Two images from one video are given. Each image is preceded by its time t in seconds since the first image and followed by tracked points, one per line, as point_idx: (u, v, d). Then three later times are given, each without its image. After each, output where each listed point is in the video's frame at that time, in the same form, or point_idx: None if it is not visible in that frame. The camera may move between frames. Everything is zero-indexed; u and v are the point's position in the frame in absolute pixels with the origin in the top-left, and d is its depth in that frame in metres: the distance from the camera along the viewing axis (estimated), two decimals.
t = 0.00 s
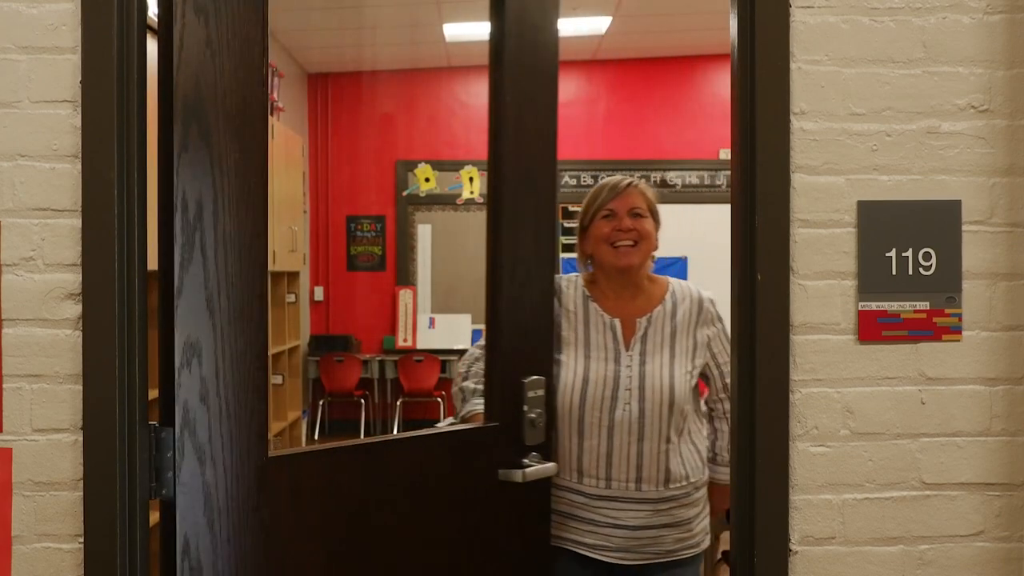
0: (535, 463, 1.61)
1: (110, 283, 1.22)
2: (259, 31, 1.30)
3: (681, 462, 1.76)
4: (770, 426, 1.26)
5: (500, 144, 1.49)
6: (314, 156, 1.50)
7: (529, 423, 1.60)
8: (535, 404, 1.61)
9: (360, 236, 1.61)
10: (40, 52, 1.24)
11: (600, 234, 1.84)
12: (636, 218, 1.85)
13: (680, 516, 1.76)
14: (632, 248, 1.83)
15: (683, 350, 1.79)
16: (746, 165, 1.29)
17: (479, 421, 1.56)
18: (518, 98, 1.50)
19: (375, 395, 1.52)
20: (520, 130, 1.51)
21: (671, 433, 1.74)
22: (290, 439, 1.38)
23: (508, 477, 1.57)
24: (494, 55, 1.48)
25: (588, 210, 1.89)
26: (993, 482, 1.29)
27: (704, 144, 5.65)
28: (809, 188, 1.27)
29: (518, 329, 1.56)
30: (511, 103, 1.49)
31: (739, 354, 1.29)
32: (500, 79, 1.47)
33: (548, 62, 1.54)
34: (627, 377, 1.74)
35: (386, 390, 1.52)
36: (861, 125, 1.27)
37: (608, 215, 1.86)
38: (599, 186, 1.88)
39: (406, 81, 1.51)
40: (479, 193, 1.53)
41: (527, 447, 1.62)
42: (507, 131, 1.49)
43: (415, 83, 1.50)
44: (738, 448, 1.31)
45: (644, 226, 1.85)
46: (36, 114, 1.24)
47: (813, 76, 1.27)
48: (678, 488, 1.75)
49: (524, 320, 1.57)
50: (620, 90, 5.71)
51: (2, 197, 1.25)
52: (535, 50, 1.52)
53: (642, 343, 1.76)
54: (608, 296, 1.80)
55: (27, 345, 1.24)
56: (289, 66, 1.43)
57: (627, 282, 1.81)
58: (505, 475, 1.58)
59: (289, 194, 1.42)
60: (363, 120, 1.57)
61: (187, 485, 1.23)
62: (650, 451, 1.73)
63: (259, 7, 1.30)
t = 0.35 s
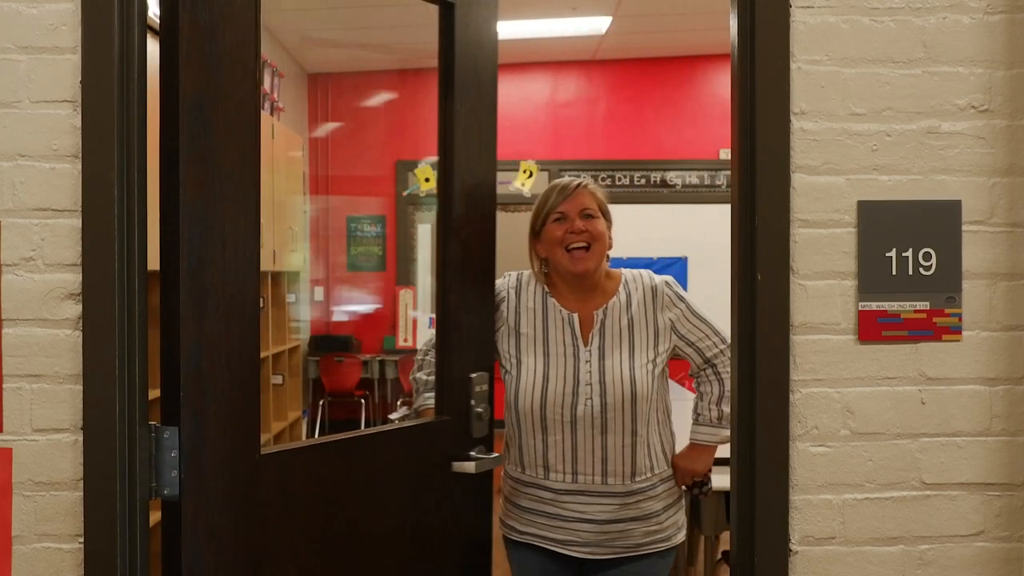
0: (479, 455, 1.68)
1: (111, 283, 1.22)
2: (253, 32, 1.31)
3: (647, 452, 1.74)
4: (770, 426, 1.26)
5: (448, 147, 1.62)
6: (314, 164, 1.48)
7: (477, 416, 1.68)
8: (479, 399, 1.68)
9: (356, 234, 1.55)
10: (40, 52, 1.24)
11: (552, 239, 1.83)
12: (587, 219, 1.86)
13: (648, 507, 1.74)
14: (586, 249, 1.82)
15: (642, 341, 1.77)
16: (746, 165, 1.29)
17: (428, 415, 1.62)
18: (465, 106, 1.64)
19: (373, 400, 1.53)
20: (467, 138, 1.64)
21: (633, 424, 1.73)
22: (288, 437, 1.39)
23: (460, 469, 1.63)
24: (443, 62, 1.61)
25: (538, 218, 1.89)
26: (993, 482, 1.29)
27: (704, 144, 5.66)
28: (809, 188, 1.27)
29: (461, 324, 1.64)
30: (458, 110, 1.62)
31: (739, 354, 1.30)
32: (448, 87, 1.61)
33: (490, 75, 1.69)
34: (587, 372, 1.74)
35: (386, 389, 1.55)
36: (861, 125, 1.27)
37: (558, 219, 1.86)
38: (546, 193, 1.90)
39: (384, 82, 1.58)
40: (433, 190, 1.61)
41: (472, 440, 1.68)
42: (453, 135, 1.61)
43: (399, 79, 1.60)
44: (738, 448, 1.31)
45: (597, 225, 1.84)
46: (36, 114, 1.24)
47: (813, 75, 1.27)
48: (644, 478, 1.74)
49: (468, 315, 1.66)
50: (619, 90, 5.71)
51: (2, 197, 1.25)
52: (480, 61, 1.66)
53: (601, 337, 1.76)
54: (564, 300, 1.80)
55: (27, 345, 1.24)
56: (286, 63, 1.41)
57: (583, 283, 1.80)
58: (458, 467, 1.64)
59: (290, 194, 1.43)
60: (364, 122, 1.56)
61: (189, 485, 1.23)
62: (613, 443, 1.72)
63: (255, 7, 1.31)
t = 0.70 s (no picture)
0: (450, 453, 1.66)
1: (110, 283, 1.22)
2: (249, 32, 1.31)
3: (633, 458, 1.66)
4: (770, 425, 1.26)
5: (417, 147, 1.59)
6: (314, 165, 1.48)
7: (445, 413, 1.66)
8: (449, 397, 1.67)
9: (357, 233, 1.55)
10: (40, 52, 1.24)
11: (548, 245, 1.77)
12: (583, 224, 1.80)
13: (631, 516, 1.66)
14: (581, 254, 1.76)
15: (634, 345, 1.69)
16: (746, 164, 1.29)
17: (395, 414, 1.58)
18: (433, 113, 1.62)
19: (371, 397, 1.55)
20: (434, 138, 1.62)
21: (618, 427, 1.65)
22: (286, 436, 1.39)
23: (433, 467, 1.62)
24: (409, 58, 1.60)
25: (534, 222, 1.83)
26: (993, 482, 1.29)
27: (704, 143, 5.65)
28: (809, 188, 1.27)
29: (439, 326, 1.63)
30: (428, 117, 1.61)
31: (738, 353, 1.30)
32: (418, 94, 1.60)
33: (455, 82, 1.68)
34: (574, 370, 1.68)
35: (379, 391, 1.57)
36: (861, 125, 1.27)
37: (553, 224, 1.80)
38: (542, 196, 1.85)
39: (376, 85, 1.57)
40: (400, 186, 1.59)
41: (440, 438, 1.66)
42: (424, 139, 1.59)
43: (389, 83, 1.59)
44: (737, 447, 1.31)
45: (593, 231, 1.79)
46: (36, 114, 1.24)
47: (813, 76, 1.27)
48: (627, 486, 1.66)
49: (439, 315, 1.64)
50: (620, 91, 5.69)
51: (3, 197, 1.25)
52: (448, 73, 1.66)
53: (591, 337, 1.70)
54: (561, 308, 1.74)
55: (27, 345, 1.25)
56: (287, 64, 1.42)
57: (579, 290, 1.74)
58: (430, 464, 1.62)
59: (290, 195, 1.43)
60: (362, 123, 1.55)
61: (190, 484, 1.23)
62: (596, 446, 1.65)
63: (251, 10, 1.32)
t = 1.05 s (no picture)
0: (442, 453, 1.65)
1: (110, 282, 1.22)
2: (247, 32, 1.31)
3: (631, 460, 1.65)
4: (771, 425, 1.27)
5: (409, 147, 1.59)
6: (314, 168, 1.48)
7: (437, 413, 1.65)
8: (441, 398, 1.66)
9: (357, 233, 1.54)
10: (40, 52, 1.24)
11: (534, 251, 1.76)
12: (567, 227, 1.78)
13: (633, 519, 1.65)
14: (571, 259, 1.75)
15: (629, 346, 1.69)
16: (746, 164, 1.29)
17: (390, 414, 1.58)
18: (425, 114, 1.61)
19: (365, 397, 1.55)
20: (428, 139, 1.62)
21: (616, 429, 1.64)
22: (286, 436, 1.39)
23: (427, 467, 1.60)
24: (404, 57, 1.59)
25: (516, 230, 1.81)
26: (993, 482, 1.29)
27: (704, 143, 5.65)
28: (809, 188, 1.27)
29: (430, 327, 1.63)
30: (419, 118, 1.60)
31: (737, 353, 1.30)
32: (409, 95, 1.59)
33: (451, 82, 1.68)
34: (569, 372, 1.67)
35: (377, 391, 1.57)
36: (861, 125, 1.27)
37: (537, 230, 1.79)
38: (521, 204, 1.83)
39: (374, 85, 1.56)
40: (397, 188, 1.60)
41: (434, 438, 1.66)
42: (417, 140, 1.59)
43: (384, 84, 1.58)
44: (737, 447, 1.31)
45: (577, 232, 1.77)
46: (36, 114, 1.24)
47: (813, 76, 1.27)
48: (628, 488, 1.65)
49: (429, 318, 1.63)
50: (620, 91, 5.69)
51: (2, 197, 1.25)
52: (440, 74, 1.66)
53: (585, 338, 1.69)
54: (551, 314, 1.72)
55: (27, 345, 1.25)
56: (287, 65, 1.42)
57: (569, 294, 1.73)
58: (424, 463, 1.60)
59: (287, 196, 1.43)
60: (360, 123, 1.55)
61: (190, 484, 1.23)
62: (594, 448, 1.64)
63: (251, 10, 1.32)
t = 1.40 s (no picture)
0: (444, 453, 1.65)
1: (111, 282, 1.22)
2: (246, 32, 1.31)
3: (623, 462, 1.64)
4: (771, 425, 1.27)
5: (410, 146, 1.59)
6: (315, 169, 1.48)
7: (439, 413, 1.65)
8: (443, 398, 1.66)
9: (358, 234, 1.48)
10: (40, 53, 1.24)
11: (540, 247, 1.76)
12: (575, 226, 1.78)
13: (622, 522, 1.65)
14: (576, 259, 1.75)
15: (627, 348, 1.68)
16: (746, 164, 1.29)
17: (390, 415, 1.58)
18: (426, 113, 1.61)
19: (368, 398, 1.55)
20: (429, 139, 1.62)
21: (609, 430, 1.63)
22: (286, 436, 1.39)
23: (427, 467, 1.61)
24: (405, 57, 1.59)
25: (525, 223, 1.81)
26: (993, 482, 1.29)
27: (704, 143, 5.65)
28: (809, 188, 1.27)
29: (432, 328, 1.63)
30: (421, 117, 1.60)
31: (737, 353, 1.30)
32: (410, 95, 1.59)
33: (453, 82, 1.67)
34: (566, 372, 1.66)
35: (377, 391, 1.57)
36: (861, 125, 1.27)
37: (545, 225, 1.78)
38: (533, 198, 1.82)
39: (374, 83, 1.56)
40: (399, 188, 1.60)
41: (435, 437, 1.66)
42: (418, 139, 1.59)
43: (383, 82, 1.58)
44: (737, 447, 1.31)
45: (585, 232, 1.77)
46: (36, 114, 1.24)
47: (813, 76, 1.27)
48: (618, 490, 1.64)
49: (431, 319, 1.63)
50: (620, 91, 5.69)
51: (2, 198, 1.25)
52: (442, 73, 1.66)
53: (584, 339, 1.69)
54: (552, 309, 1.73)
55: (27, 345, 1.25)
56: (288, 65, 1.42)
57: (572, 293, 1.73)
58: (426, 463, 1.60)
59: (288, 196, 1.43)
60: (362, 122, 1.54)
61: (189, 485, 1.23)
62: (587, 448, 1.63)
63: (251, 10, 1.32)
